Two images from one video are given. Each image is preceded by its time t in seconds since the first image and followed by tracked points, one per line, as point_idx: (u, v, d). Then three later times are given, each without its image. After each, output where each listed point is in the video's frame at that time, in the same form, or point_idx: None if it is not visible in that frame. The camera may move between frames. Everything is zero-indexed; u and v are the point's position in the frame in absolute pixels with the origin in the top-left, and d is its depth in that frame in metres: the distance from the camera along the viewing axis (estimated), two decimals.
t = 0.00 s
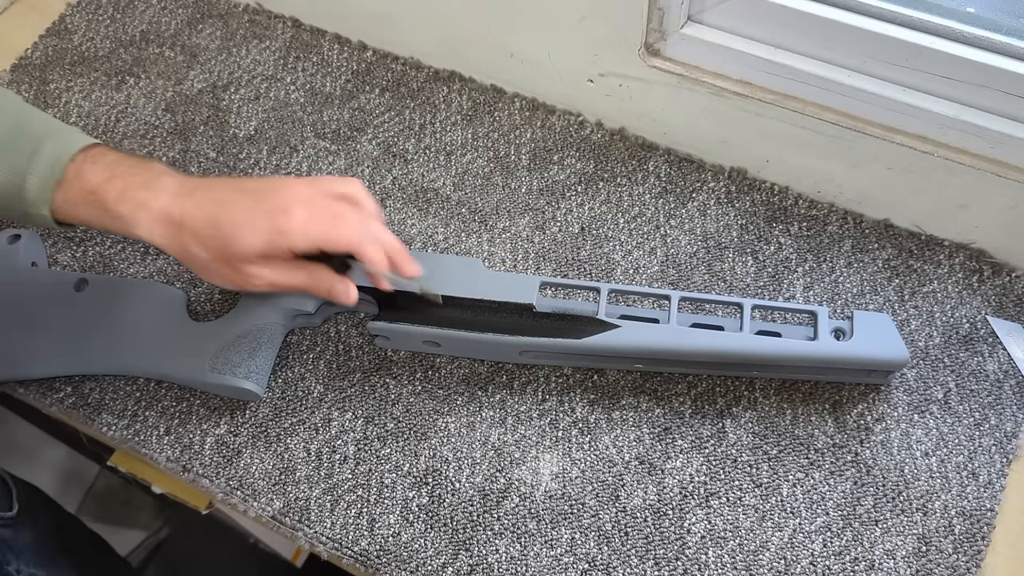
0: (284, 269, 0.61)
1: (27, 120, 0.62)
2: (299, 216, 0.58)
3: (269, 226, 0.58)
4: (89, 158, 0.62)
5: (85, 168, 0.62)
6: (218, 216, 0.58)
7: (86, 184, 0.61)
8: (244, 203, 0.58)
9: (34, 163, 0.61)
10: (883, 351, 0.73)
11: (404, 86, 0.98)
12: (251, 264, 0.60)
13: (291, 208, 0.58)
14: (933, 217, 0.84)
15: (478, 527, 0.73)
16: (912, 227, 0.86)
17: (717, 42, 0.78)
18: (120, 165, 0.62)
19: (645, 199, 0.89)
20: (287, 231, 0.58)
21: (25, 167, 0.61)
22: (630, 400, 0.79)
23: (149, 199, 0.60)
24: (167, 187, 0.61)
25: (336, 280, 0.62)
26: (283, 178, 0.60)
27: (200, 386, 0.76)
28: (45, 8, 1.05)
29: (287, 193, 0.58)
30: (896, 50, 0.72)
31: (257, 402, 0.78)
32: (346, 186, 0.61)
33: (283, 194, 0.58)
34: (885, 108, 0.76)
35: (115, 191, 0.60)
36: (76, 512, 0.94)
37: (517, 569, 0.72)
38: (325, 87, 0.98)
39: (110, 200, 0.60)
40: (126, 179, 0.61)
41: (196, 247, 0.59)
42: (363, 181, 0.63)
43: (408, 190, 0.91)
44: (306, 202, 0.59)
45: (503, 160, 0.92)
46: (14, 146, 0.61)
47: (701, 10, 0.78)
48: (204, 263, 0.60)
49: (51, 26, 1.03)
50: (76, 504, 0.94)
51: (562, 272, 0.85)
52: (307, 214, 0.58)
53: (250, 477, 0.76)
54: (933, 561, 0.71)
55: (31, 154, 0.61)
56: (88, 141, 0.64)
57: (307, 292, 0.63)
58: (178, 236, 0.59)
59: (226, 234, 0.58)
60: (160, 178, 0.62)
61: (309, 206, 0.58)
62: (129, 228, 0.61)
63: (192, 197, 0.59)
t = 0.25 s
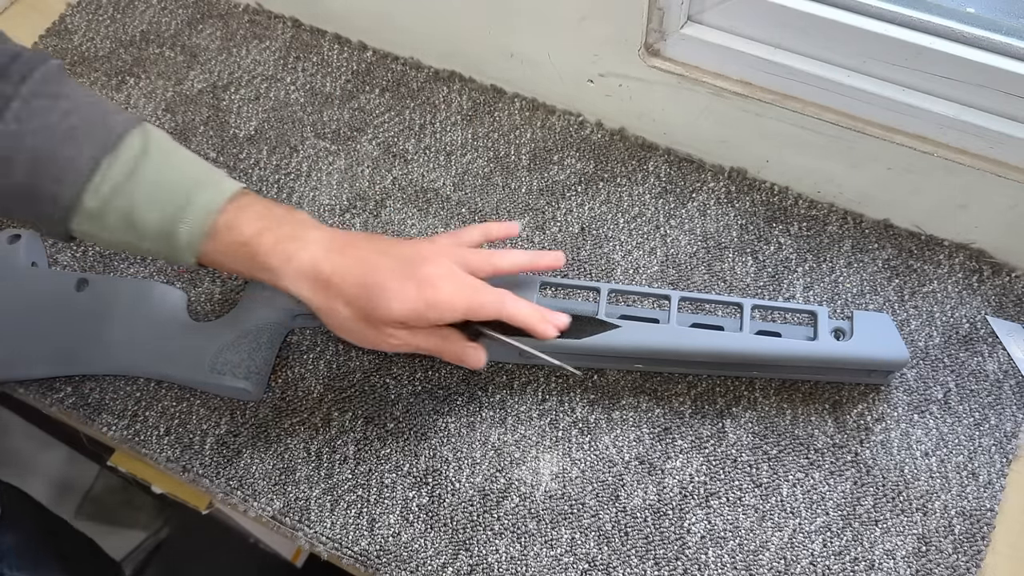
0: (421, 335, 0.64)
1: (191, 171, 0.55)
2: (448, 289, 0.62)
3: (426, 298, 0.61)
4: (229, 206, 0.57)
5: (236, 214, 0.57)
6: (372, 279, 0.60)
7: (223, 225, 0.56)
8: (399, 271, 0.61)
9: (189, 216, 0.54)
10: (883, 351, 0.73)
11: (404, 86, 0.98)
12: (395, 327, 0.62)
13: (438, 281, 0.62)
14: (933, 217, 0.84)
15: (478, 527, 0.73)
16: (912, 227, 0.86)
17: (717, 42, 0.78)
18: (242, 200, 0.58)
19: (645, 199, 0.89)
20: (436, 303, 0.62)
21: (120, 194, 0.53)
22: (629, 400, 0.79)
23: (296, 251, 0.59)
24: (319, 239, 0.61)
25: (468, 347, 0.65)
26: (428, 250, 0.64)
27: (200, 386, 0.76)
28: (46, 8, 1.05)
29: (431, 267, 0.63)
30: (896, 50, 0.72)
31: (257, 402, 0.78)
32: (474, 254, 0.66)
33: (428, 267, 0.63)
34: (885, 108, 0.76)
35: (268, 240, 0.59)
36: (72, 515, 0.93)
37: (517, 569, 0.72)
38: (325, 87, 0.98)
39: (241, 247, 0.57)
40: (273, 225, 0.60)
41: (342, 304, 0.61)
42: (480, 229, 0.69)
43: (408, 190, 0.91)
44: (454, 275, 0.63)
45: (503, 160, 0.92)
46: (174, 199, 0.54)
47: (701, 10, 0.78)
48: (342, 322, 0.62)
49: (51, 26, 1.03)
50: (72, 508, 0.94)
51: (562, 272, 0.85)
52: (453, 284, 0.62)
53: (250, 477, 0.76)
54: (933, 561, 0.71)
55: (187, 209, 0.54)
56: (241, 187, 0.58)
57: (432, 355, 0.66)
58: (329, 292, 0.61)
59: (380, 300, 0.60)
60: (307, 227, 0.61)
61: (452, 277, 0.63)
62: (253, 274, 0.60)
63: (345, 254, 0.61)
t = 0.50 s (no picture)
0: (416, 345, 0.68)
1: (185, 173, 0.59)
2: (443, 302, 0.62)
3: (420, 313, 0.62)
4: (231, 216, 0.61)
5: (231, 225, 0.60)
6: (365, 293, 0.61)
7: (234, 241, 0.60)
8: (392, 285, 0.62)
9: (178, 219, 0.58)
10: (883, 352, 0.73)
11: (404, 86, 0.98)
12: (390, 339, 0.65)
13: (433, 296, 0.62)
14: (933, 218, 0.84)
15: (478, 527, 0.73)
16: (912, 227, 0.86)
17: (717, 42, 0.78)
18: (262, 217, 0.63)
19: (645, 199, 0.89)
20: (430, 317, 0.62)
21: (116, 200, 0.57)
22: (629, 400, 0.79)
23: (290, 265, 0.62)
24: (315, 252, 0.63)
25: (458, 354, 0.69)
26: (423, 262, 0.64)
27: (200, 386, 0.76)
28: (46, 8, 1.05)
29: (424, 282, 0.63)
30: (896, 50, 0.72)
31: (257, 402, 0.78)
32: (468, 267, 0.65)
33: (424, 283, 0.63)
34: (885, 108, 0.76)
35: (262, 253, 0.61)
36: (72, 516, 0.93)
37: (517, 569, 0.72)
38: (325, 87, 0.98)
39: (250, 262, 0.61)
40: (270, 240, 0.62)
41: (336, 316, 0.63)
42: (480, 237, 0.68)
43: (408, 190, 0.91)
44: (448, 288, 0.63)
45: (503, 160, 0.92)
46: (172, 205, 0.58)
47: (701, 10, 0.78)
48: (338, 333, 0.65)
49: (51, 26, 1.03)
50: (72, 508, 0.94)
51: (562, 272, 0.85)
52: (449, 298, 0.62)
53: (250, 477, 0.76)
54: (933, 561, 0.71)
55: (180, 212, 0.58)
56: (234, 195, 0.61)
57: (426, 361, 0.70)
58: (324, 305, 0.63)
59: (374, 315, 0.61)
60: (303, 240, 0.63)
61: (448, 292, 0.63)
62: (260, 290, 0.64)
63: (339, 267, 0.62)
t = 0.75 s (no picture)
0: (297, 327, 0.71)
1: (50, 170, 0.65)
2: (319, 287, 0.67)
3: (293, 296, 0.67)
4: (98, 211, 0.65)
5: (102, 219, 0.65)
6: (242, 279, 0.66)
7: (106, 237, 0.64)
8: (264, 270, 0.66)
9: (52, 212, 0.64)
10: (882, 352, 0.73)
11: (404, 86, 0.98)
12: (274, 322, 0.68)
13: (309, 280, 0.67)
14: (934, 218, 0.84)
15: (478, 527, 0.73)
16: (912, 227, 0.86)
17: (717, 42, 0.78)
18: (135, 211, 0.66)
19: (645, 199, 0.89)
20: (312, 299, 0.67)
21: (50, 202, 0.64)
22: (629, 400, 0.79)
23: (164, 256, 0.65)
24: (189, 242, 0.66)
25: (342, 334, 0.73)
26: (301, 248, 0.69)
27: (200, 386, 0.76)
28: (46, 8, 1.05)
29: (295, 266, 0.68)
30: (896, 50, 0.72)
31: (257, 402, 0.78)
32: (348, 250, 0.71)
33: (287, 269, 0.67)
34: (885, 108, 0.76)
35: (135, 244, 0.65)
36: (72, 516, 0.93)
37: (517, 569, 0.72)
38: (325, 87, 0.98)
39: (128, 255, 0.65)
40: (144, 230, 0.65)
41: (212, 303, 0.67)
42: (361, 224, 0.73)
43: (408, 190, 0.91)
44: (321, 271, 0.68)
45: (503, 160, 0.92)
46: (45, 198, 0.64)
47: (701, 10, 0.78)
48: (214, 319, 0.68)
49: (51, 26, 1.03)
50: (72, 508, 0.93)
51: (562, 272, 0.85)
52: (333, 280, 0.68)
53: (250, 477, 0.76)
54: (933, 561, 0.71)
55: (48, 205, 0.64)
56: (107, 189, 0.67)
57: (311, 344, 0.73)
58: (194, 292, 0.66)
59: (250, 299, 0.66)
60: (177, 230, 0.67)
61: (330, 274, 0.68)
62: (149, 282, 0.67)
63: (214, 256, 0.66)
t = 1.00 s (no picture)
0: (253, 320, 0.69)
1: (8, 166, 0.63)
2: (269, 277, 0.66)
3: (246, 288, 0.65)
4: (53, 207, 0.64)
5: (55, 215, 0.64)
6: (192, 272, 0.64)
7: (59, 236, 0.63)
8: (215, 263, 0.65)
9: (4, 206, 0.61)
10: (882, 352, 0.73)
11: (404, 86, 0.98)
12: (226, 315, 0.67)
13: (260, 272, 0.66)
14: (934, 218, 0.84)
15: (478, 527, 0.73)
16: (912, 227, 0.86)
17: (717, 42, 0.78)
18: (87, 208, 0.65)
19: (645, 199, 0.89)
20: (261, 291, 0.66)
21: None
22: (629, 400, 0.79)
23: (116, 252, 0.64)
24: (137, 238, 0.65)
25: (298, 325, 0.71)
26: (251, 239, 0.67)
27: (200, 387, 0.76)
28: (46, 8, 1.05)
29: (247, 258, 0.66)
30: (896, 51, 0.72)
31: (257, 402, 0.78)
32: (301, 241, 0.69)
33: (239, 260, 0.66)
34: (885, 108, 0.76)
35: (86, 241, 0.64)
36: (72, 517, 0.94)
37: (517, 569, 0.72)
38: (325, 87, 0.98)
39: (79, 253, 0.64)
40: (96, 226, 0.64)
41: (166, 297, 0.66)
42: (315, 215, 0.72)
43: (408, 190, 0.91)
44: (272, 262, 0.66)
45: (503, 160, 0.92)
46: None
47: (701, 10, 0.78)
48: (169, 314, 0.67)
49: (51, 26, 1.03)
50: (72, 509, 0.94)
51: (562, 272, 0.85)
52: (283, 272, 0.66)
53: (250, 477, 0.76)
54: (933, 561, 0.71)
55: None
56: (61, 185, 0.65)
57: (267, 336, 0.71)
58: (147, 287, 0.65)
59: (200, 293, 0.65)
60: (129, 227, 0.65)
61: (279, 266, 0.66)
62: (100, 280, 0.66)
63: (164, 250, 0.65)
